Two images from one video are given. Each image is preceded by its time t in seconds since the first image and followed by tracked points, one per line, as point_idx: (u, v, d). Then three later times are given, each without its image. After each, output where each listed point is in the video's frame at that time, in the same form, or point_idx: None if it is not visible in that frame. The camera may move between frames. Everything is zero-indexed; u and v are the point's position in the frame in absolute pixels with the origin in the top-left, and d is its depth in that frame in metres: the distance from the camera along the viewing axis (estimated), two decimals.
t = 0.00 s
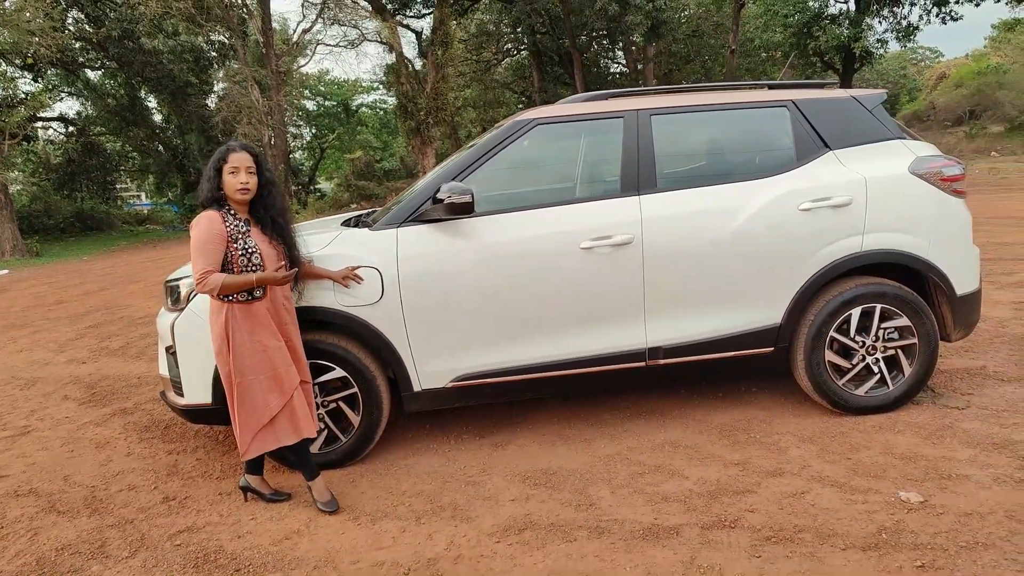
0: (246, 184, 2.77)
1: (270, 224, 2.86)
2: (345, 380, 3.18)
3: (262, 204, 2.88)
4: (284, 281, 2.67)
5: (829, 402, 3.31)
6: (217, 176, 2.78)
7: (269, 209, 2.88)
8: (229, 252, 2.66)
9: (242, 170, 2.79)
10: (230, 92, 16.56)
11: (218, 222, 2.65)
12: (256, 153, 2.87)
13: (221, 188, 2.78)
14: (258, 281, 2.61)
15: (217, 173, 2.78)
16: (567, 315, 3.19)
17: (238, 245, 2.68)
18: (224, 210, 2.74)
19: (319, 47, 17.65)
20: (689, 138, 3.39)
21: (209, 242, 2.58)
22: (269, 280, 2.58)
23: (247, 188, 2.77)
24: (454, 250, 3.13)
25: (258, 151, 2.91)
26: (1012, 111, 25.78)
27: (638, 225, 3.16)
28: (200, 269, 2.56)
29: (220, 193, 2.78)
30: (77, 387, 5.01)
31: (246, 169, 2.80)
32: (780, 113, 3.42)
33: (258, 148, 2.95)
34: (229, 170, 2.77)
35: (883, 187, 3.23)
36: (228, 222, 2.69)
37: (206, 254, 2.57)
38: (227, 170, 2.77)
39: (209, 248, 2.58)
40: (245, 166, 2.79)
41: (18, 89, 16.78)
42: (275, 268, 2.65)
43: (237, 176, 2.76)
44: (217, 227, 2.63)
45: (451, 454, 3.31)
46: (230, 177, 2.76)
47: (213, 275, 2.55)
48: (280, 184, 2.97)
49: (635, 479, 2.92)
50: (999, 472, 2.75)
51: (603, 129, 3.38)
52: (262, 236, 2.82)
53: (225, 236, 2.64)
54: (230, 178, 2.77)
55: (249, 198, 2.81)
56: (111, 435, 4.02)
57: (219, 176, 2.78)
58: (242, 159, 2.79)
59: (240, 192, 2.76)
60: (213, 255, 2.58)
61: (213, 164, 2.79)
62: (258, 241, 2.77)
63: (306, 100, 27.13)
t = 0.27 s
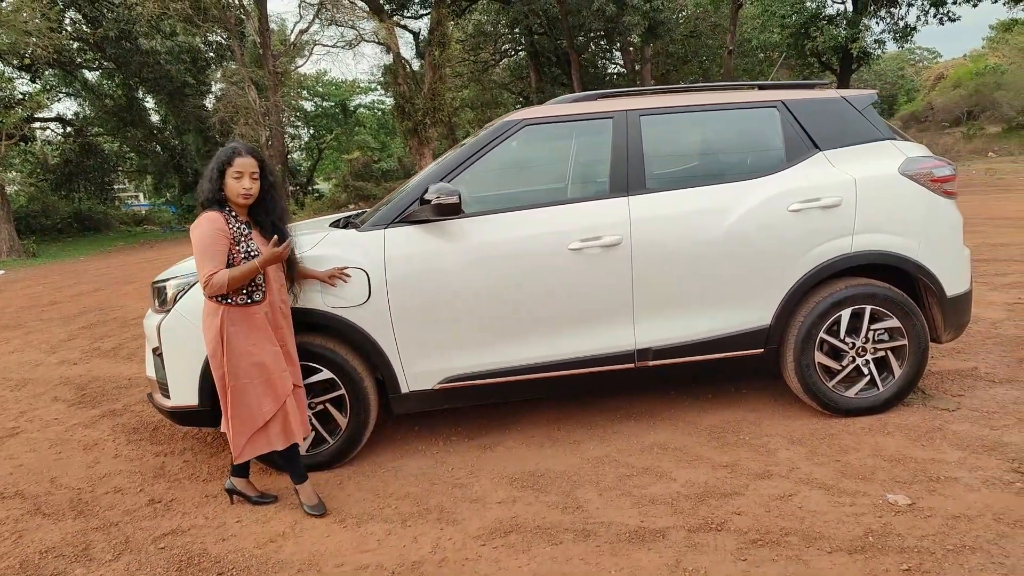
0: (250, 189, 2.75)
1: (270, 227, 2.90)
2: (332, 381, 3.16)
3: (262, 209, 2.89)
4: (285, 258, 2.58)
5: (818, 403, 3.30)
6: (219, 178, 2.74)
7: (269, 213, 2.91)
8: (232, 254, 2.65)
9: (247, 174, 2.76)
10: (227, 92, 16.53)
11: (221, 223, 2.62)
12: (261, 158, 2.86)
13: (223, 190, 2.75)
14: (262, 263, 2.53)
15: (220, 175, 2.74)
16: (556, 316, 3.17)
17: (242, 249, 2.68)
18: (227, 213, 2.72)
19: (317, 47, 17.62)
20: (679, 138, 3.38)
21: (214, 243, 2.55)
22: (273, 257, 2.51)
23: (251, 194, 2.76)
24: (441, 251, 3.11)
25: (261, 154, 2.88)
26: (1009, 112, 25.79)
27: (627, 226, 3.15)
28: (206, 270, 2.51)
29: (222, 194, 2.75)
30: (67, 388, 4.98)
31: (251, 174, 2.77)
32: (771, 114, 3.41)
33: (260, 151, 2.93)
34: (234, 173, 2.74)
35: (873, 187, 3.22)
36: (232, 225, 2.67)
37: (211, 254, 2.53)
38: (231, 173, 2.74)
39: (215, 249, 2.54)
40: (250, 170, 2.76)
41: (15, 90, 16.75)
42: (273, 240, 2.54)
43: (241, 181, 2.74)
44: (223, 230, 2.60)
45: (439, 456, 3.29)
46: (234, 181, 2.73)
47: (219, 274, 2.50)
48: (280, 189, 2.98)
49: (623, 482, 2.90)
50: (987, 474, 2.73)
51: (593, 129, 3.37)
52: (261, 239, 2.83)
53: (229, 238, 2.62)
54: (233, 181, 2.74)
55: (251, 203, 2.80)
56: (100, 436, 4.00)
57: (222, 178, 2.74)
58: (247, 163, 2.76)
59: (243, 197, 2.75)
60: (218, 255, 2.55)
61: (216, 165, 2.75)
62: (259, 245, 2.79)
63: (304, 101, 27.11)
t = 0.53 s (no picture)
0: (257, 195, 2.73)
1: (275, 232, 2.87)
2: (318, 383, 3.14)
3: (268, 214, 2.86)
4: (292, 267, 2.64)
5: (806, 405, 3.30)
6: (227, 181, 2.71)
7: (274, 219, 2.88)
8: (239, 261, 2.63)
9: (254, 179, 2.73)
10: (224, 93, 16.51)
11: (229, 230, 2.60)
12: (269, 163, 2.83)
13: (230, 194, 2.72)
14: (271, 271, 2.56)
15: (228, 178, 2.71)
16: (543, 318, 3.16)
17: (248, 256, 2.67)
18: (234, 217, 2.69)
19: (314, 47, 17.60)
20: (667, 139, 3.37)
21: (222, 251, 2.53)
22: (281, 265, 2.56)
23: (258, 199, 2.74)
24: (427, 252, 3.10)
25: (270, 158, 2.86)
26: (1007, 112, 25.77)
27: (614, 228, 3.14)
28: (214, 277, 2.50)
29: (229, 198, 2.72)
30: (57, 389, 4.97)
31: (259, 178, 2.74)
32: (759, 115, 3.40)
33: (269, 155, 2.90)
34: (242, 178, 2.71)
35: (861, 188, 3.21)
36: (239, 231, 2.65)
37: (219, 261, 2.52)
38: (239, 177, 2.71)
39: (224, 257, 2.53)
40: (258, 175, 2.73)
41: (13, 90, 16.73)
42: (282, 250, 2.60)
43: (249, 185, 2.71)
44: (231, 236, 2.58)
45: (426, 458, 3.28)
46: (242, 186, 2.70)
47: (228, 281, 2.50)
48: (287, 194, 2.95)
49: (609, 484, 2.89)
50: (974, 476, 2.72)
51: (580, 130, 3.36)
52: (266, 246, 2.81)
53: (237, 245, 2.60)
54: (241, 186, 2.71)
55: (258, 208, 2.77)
56: (88, 438, 3.99)
57: (229, 182, 2.71)
58: (256, 168, 2.74)
59: (250, 202, 2.72)
60: (226, 263, 2.54)
61: (224, 168, 2.72)
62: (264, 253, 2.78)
63: (302, 101, 27.09)
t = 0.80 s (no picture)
0: (259, 190, 2.69)
1: (279, 230, 2.80)
2: (307, 384, 3.13)
3: (272, 210, 2.80)
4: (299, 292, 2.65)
5: (797, 407, 3.29)
6: (228, 180, 2.67)
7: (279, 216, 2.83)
8: (245, 262, 2.61)
9: (254, 174, 2.69)
10: (221, 93, 16.47)
11: (233, 232, 2.57)
12: (267, 157, 2.78)
13: (232, 193, 2.67)
14: (278, 288, 2.59)
15: (228, 176, 2.67)
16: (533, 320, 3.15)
17: (254, 256, 2.64)
18: (237, 218, 2.65)
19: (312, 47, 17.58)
20: (658, 140, 3.35)
21: (228, 253, 2.51)
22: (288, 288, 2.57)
23: (260, 194, 2.69)
24: (417, 254, 3.08)
25: (269, 152, 2.80)
26: (1006, 113, 25.78)
27: (604, 229, 3.13)
28: (219, 282, 2.49)
29: (231, 197, 2.68)
30: (48, 390, 4.95)
31: (258, 174, 2.70)
32: (750, 115, 3.39)
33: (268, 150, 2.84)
34: (241, 175, 2.66)
35: (851, 190, 3.20)
36: (243, 232, 2.62)
37: (226, 264, 2.51)
38: (238, 175, 2.66)
39: (228, 260, 2.51)
40: (257, 171, 2.69)
41: (10, 90, 16.71)
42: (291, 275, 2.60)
43: (250, 182, 2.67)
44: (234, 237, 2.55)
45: (416, 460, 3.27)
46: (242, 182, 2.66)
47: (235, 287, 2.50)
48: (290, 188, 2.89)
49: (598, 487, 2.87)
50: (965, 480, 2.71)
51: (570, 131, 3.35)
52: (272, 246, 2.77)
53: (242, 246, 2.58)
54: (241, 183, 2.67)
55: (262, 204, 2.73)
56: (78, 440, 3.97)
57: (230, 180, 2.67)
58: (254, 163, 2.69)
59: (253, 198, 2.68)
60: (233, 265, 2.53)
61: (224, 165, 2.68)
62: (271, 252, 2.74)
63: (300, 101, 27.06)
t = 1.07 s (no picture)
0: (248, 177, 2.69)
1: (275, 221, 2.84)
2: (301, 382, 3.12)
3: (264, 199, 2.82)
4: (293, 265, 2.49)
5: (791, 407, 3.28)
6: (217, 171, 2.67)
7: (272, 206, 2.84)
8: (242, 253, 2.61)
9: (242, 163, 2.70)
10: (220, 91, 16.45)
11: (226, 222, 2.57)
12: (252, 145, 2.79)
13: (223, 184, 2.68)
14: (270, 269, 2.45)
15: (216, 167, 2.67)
16: (526, 319, 3.14)
17: (250, 247, 2.64)
18: (230, 209, 2.65)
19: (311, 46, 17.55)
20: (652, 139, 3.35)
21: (223, 244, 2.51)
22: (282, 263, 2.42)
23: (250, 181, 2.70)
24: (409, 252, 3.07)
25: (256, 143, 2.82)
26: (1006, 112, 25.75)
27: (597, 228, 3.12)
28: (214, 273, 2.46)
29: (222, 189, 2.68)
30: (43, 388, 4.95)
31: (246, 162, 2.71)
32: (744, 114, 3.39)
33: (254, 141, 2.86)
34: (229, 164, 2.67)
35: (845, 189, 3.20)
36: (236, 222, 2.62)
37: (222, 256, 2.50)
38: (226, 165, 2.67)
39: (223, 251, 2.50)
40: (245, 158, 2.70)
41: (9, 88, 16.70)
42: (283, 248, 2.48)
43: (238, 170, 2.68)
44: (228, 229, 2.55)
45: (409, 459, 3.26)
46: (231, 172, 2.67)
47: (228, 276, 2.45)
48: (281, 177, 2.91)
49: (590, 486, 2.87)
50: (958, 479, 2.70)
51: (564, 129, 3.34)
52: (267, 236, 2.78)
53: (237, 236, 2.58)
54: (230, 172, 2.68)
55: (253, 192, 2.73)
56: (71, 438, 3.96)
57: (219, 172, 2.67)
58: (241, 152, 2.71)
59: (244, 186, 2.68)
60: (229, 256, 2.52)
61: (210, 158, 2.69)
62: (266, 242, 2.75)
63: (300, 100, 27.03)
